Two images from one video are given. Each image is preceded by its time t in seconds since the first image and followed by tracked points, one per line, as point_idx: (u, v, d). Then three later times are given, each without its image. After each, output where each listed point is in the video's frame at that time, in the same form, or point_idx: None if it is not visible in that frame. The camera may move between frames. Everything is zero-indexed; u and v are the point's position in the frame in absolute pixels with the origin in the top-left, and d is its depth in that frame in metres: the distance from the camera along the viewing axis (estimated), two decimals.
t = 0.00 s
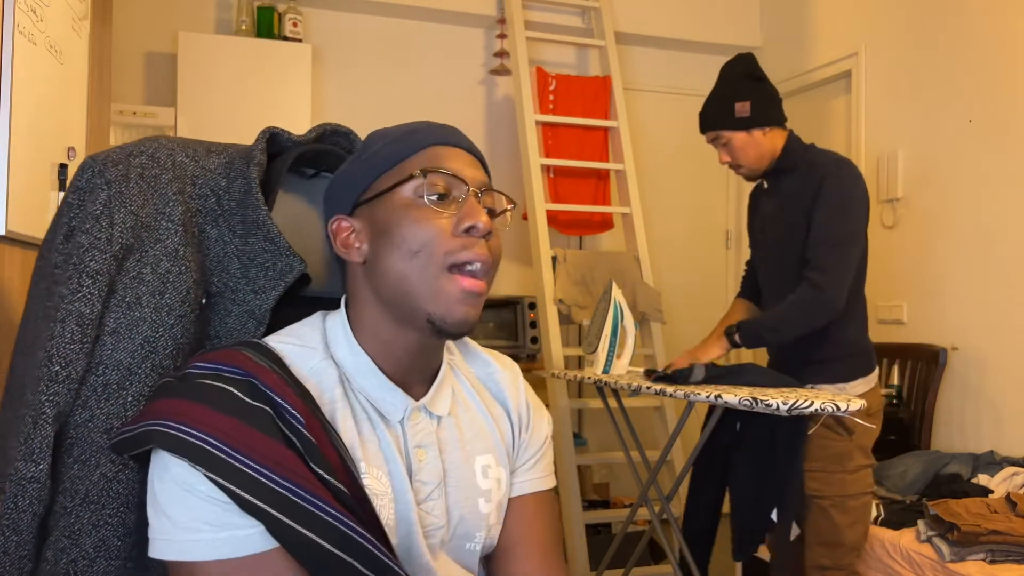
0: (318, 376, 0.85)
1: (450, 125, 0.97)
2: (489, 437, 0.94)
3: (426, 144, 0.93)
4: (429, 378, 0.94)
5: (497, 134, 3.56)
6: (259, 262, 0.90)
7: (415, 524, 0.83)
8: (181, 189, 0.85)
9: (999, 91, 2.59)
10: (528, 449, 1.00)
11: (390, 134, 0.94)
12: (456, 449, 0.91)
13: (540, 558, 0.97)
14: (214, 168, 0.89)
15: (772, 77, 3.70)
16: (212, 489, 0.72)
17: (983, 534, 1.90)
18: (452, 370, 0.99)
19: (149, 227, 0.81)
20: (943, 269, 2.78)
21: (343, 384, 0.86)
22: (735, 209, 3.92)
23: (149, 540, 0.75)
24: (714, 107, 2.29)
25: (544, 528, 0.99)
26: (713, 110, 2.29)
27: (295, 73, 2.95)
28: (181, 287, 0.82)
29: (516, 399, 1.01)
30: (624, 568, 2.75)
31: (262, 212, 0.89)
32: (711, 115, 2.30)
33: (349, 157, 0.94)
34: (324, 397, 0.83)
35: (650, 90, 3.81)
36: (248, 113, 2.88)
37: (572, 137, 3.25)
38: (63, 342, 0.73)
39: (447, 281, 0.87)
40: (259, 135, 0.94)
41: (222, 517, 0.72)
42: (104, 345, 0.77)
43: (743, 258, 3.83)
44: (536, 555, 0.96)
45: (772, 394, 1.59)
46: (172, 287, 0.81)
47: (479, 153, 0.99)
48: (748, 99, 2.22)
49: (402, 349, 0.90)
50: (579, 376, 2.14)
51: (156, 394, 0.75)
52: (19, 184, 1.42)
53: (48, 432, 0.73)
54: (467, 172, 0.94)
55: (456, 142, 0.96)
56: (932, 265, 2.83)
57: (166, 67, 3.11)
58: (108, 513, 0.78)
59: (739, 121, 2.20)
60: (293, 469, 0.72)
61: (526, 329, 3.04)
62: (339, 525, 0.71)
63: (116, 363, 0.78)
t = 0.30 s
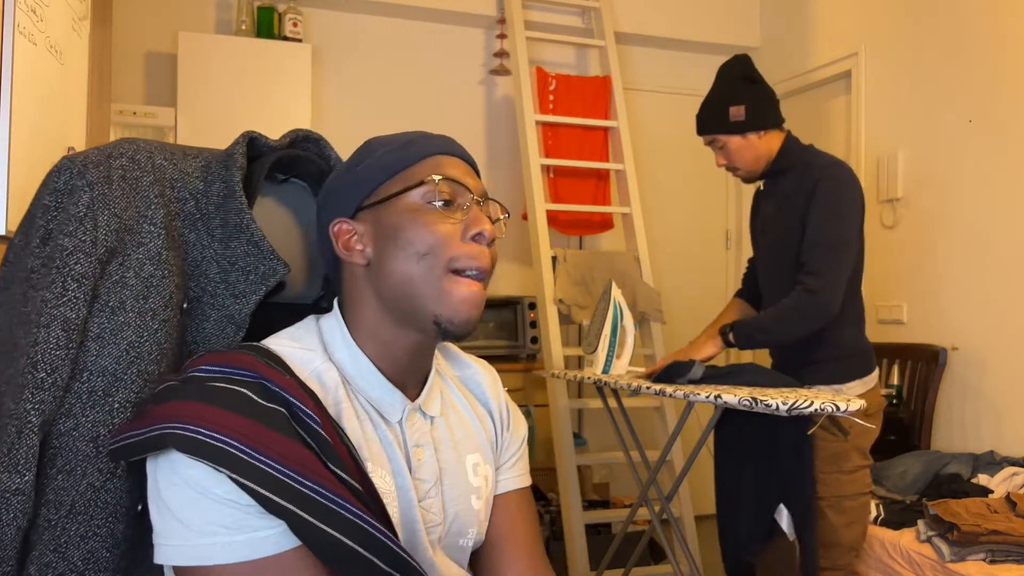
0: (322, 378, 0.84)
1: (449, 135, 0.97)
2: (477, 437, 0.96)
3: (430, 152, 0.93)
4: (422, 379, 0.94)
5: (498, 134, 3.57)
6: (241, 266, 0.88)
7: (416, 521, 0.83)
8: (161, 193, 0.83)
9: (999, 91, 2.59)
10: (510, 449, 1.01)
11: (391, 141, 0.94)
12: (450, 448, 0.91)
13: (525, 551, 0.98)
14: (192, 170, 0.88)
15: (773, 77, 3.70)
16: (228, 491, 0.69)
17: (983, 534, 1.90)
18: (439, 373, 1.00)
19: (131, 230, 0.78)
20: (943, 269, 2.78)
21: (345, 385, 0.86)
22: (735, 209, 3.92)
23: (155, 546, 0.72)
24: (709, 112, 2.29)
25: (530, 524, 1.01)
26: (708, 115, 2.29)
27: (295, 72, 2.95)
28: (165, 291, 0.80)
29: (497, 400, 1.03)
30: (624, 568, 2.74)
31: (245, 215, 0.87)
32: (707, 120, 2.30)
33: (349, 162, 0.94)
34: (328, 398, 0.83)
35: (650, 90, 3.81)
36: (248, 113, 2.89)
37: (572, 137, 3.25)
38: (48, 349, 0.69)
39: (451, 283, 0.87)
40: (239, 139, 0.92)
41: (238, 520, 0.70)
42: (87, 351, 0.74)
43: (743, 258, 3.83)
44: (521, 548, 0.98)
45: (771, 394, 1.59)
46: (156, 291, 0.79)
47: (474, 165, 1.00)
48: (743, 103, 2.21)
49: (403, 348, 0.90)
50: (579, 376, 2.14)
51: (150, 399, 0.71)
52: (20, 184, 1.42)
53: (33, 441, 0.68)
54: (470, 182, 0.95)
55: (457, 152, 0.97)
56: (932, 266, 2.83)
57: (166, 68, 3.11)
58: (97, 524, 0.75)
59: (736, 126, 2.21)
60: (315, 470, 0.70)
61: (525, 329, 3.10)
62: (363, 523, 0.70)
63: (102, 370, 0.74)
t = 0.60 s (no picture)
0: (323, 378, 0.83)
1: (444, 140, 0.98)
2: (467, 436, 0.96)
3: (428, 155, 0.94)
4: (416, 379, 0.94)
5: (497, 134, 3.57)
6: (229, 267, 0.85)
7: (416, 519, 0.83)
8: (149, 191, 0.80)
9: (1000, 90, 2.59)
10: (496, 448, 1.02)
11: (388, 144, 0.93)
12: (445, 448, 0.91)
13: (516, 547, 0.99)
14: (178, 169, 0.86)
15: (773, 77, 3.70)
16: (241, 493, 0.68)
17: (983, 534, 1.90)
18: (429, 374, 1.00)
19: (121, 230, 0.75)
20: (942, 269, 2.78)
21: (347, 386, 0.85)
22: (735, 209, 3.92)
23: (158, 551, 0.70)
24: (698, 112, 2.29)
25: (516, 522, 1.02)
26: (696, 116, 2.28)
27: (295, 72, 2.95)
28: (154, 293, 0.78)
29: (484, 401, 1.03)
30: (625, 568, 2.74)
31: (235, 215, 0.85)
32: (694, 121, 2.29)
33: (346, 163, 0.93)
34: (330, 399, 0.82)
35: (650, 90, 3.82)
36: (248, 113, 2.89)
37: (572, 137, 3.25)
38: (40, 352, 0.67)
39: (457, 282, 0.88)
40: (225, 138, 0.89)
41: (251, 522, 0.69)
42: (79, 355, 0.72)
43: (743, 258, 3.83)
44: (510, 544, 0.98)
45: (771, 394, 1.59)
46: (146, 293, 0.77)
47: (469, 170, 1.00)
48: (731, 105, 2.21)
49: (405, 344, 0.90)
50: (579, 376, 2.14)
51: (153, 406, 0.70)
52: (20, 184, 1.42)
53: (26, 448, 0.66)
54: (467, 185, 0.96)
55: (454, 156, 0.97)
56: (932, 266, 2.83)
57: (166, 68, 3.11)
58: (90, 532, 0.73)
59: (724, 128, 2.20)
60: (330, 471, 0.70)
61: (526, 329, 3.15)
62: (378, 522, 0.70)
63: (93, 373, 0.72)
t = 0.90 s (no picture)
0: (328, 380, 0.83)
1: (448, 141, 0.98)
2: (466, 437, 0.96)
3: (433, 157, 0.94)
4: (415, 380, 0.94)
5: (497, 133, 3.57)
6: (228, 266, 0.85)
7: (420, 520, 0.82)
8: (148, 189, 0.80)
9: (1000, 90, 2.59)
10: (493, 448, 1.02)
11: (392, 146, 0.93)
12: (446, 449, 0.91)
13: (516, 545, 0.99)
14: (177, 168, 0.86)
15: (773, 78, 3.70)
16: (252, 496, 0.68)
17: (983, 534, 1.91)
18: (429, 375, 1.00)
19: (120, 228, 0.76)
20: (942, 269, 2.78)
21: (351, 388, 0.85)
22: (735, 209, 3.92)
23: (166, 556, 0.69)
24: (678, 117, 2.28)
25: (514, 521, 1.02)
26: (676, 122, 2.28)
27: (295, 72, 2.95)
28: (154, 292, 0.78)
29: (483, 402, 1.03)
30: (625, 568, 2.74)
31: (234, 214, 0.84)
32: (675, 126, 2.28)
33: (350, 162, 0.93)
34: (335, 400, 0.82)
35: (650, 90, 3.82)
36: (248, 113, 2.89)
37: (572, 137, 3.25)
38: (40, 352, 0.67)
39: (462, 283, 0.89)
40: (223, 135, 0.88)
41: (261, 525, 0.69)
42: (79, 354, 0.72)
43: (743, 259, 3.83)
44: (510, 545, 0.98)
45: (772, 394, 1.59)
46: (146, 292, 0.77)
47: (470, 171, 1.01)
48: (710, 111, 2.22)
49: (408, 342, 0.90)
50: (579, 376, 2.14)
51: (158, 410, 0.70)
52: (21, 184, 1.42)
53: (26, 450, 0.66)
54: (472, 188, 0.96)
55: (458, 159, 0.98)
56: (932, 265, 2.83)
57: (166, 68, 3.11)
58: (91, 534, 0.73)
59: (706, 133, 2.21)
60: (341, 474, 0.70)
61: (526, 329, 3.16)
62: (387, 524, 0.70)
63: (93, 373, 0.72)
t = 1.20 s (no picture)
0: (328, 380, 0.83)
1: (450, 141, 0.98)
2: (467, 438, 0.96)
3: (435, 158, 0.94)
4: (416, 380, 0.94)
5: (498, 133, 3.57)
6: (228, 266, 0.85)
7: (421, 521, 0.82)
8: (149, 188, 0.81)
9: (1001, 89, 2.59)
10: (494, 449, 1.02)
11: (395, 146, 0.93)
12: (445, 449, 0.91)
13: (516, 545, 0.99)
14: (177, 167, 0.86)
15: (772, 78, 3.70)
16: (252, 497, 0.68)
17: (983, 534, 1.91)
18: (431, 376, 1.00)
19: (121, 228, 0.76)
20: (942, 269, 2.79)
21: (352, 388, 0.85)
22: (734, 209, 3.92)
23: (166, 557, 0.69)
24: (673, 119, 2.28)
25: (514, 521, 1.02)
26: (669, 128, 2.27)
27: (295, 72, 2.95)
28: (155, 292, 0.78)
29: (483, 403, 1.03)
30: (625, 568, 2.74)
31: (235, 214, 0.84)
32: (667, 129, 2.29)
33: (352, 162, 0.93)
34: (336, 400, 0.82)
35: (649, 90, 3.82)
36: (248, 113, 2.89)
37: (572, 137, 3.25)
38: (41, 352, 0.67)
39: (462, 283, 0.89)
40: (224, 135, 0.88)
41: (261, 526, 0.69)
42: (80, 354, 0.72)
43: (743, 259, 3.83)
44: (511, 546, 0.98)
45: (771, 394, 1.59)
46: (146, 291, 0.77)
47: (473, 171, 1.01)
48: (701, 115, 2.23)
49: (408, 341, 0.90)
50: (579, 376, 2.14)
51: (157, 411, 0.70)
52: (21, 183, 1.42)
53: (26, 450, 0.66)
54: (474, 189, 0.96)
55: (461, 160, 0.98)
56: (932, 266, 2.83)
57: (167, 68, 3.11)
58: (91, 534, 0.73)
59: (698, 136, 2.21)
60: (341, 475, 0.70)
61: (526, 329, 3.16)
62: (386, 525, 0.70)
63: (94, 373, 0.72)
